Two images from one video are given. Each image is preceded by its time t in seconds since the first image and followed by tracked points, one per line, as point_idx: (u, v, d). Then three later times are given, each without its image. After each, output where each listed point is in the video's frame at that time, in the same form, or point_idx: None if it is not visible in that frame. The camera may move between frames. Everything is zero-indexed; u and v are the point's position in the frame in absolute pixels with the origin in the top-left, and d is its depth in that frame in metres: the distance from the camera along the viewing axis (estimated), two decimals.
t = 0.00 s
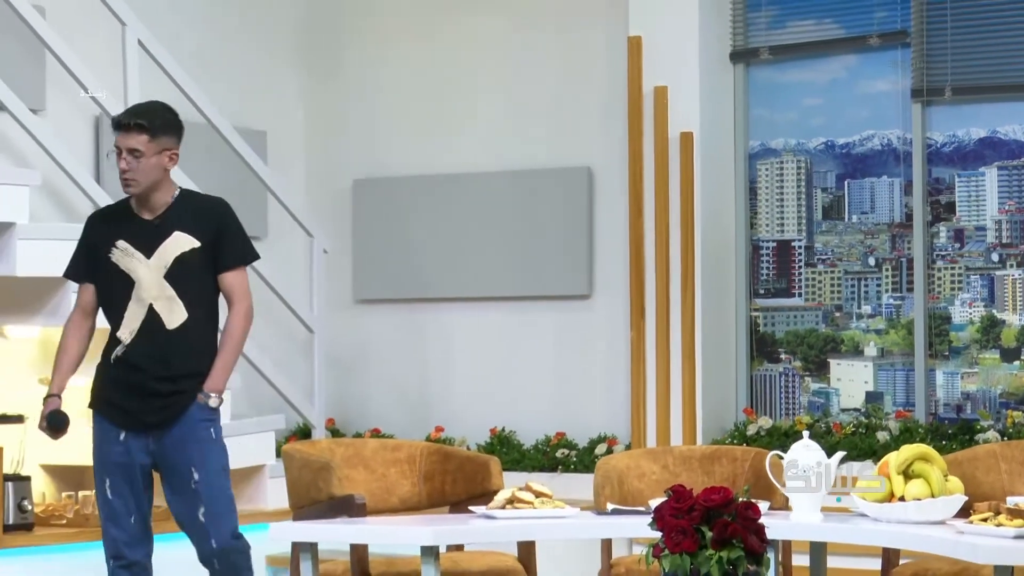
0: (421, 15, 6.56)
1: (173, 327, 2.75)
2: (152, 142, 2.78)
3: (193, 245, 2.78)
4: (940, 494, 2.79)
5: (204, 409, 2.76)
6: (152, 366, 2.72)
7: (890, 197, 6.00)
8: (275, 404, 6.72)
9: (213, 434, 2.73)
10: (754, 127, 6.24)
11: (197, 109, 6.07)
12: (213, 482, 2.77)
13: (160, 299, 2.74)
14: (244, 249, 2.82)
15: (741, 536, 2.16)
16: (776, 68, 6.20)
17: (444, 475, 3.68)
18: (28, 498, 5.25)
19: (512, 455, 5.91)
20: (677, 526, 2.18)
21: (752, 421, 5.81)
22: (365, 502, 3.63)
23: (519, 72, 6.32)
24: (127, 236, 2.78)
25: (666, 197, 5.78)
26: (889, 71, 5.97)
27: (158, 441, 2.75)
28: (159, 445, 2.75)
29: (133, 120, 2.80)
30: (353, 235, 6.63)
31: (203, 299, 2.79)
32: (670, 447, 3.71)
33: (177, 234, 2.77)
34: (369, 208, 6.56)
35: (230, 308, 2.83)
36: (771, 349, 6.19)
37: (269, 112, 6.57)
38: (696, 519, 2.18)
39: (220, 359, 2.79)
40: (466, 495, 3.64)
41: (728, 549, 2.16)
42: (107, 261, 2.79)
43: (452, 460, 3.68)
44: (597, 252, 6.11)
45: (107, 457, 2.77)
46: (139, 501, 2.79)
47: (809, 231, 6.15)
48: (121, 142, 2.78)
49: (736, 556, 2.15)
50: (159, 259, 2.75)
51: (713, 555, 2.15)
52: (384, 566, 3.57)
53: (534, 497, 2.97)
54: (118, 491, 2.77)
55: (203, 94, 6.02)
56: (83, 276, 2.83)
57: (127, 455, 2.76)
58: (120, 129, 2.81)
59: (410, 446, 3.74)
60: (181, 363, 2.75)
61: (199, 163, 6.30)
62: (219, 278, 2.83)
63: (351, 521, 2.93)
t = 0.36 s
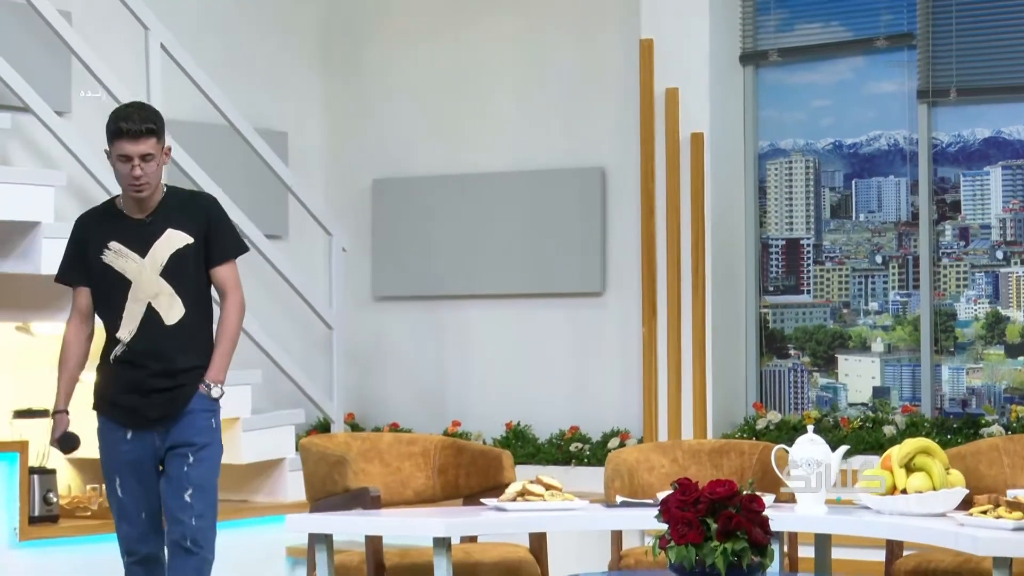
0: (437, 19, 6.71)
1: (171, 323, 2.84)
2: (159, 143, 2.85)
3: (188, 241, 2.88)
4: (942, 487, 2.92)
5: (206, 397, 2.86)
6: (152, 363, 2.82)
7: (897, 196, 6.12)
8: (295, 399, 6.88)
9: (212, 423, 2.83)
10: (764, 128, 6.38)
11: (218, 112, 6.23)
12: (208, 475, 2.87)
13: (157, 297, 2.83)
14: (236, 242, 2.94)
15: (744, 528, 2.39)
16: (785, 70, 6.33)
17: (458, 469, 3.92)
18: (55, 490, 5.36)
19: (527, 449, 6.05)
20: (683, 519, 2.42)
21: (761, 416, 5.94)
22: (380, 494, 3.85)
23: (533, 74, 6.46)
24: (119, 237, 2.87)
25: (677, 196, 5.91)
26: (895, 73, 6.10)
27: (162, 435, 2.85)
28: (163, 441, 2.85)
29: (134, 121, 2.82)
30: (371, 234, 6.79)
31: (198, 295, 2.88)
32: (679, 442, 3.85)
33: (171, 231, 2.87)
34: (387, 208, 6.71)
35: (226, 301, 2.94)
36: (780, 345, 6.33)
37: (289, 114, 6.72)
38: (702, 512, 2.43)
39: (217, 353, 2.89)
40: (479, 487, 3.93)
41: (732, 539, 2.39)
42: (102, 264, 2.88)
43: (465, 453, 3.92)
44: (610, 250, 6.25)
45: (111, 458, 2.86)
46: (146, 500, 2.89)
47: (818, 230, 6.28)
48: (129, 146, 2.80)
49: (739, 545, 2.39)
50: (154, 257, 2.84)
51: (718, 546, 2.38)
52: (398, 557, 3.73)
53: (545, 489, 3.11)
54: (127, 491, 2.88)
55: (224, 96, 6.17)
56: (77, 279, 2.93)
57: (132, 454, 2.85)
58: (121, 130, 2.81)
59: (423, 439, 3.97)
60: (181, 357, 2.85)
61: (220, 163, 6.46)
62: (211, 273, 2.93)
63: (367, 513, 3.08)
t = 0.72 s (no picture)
0: (451, 18, 6.86)
1: (169, 323, 2.99)
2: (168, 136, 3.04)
3: (189, 241, 3.02)
4: (941, 475, 3.06)
5: (200, 397, 3.00)
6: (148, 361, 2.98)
7: (901, 192, 6.25)
8: (313, 390, 7.04)
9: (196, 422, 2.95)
10: (772, 125, 6.51)
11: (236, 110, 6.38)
12: (194, 476, 2.99)
13: (155, 295, 2.99)
14: (238, 243, 3.07)
15: (746, 517, 2.70)
16: (792, 68, 6.47)
17: (470, 458, 4.10)
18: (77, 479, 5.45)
19: (539, 439, 6.20)
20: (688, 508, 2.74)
21: (768, 407, 6.07)
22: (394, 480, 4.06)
23: (545, 72, 6.60)
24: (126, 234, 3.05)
25: (686, 191, 6.04)
26: (900, 71, 6.23)
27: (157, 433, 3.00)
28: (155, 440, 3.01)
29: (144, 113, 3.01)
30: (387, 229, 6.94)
31: (200, 295, 3.02)
32: (688, 432, 4.00)
33: (173, 231, 3.02)
34: (402, 204, 6.86)
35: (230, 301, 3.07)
36: (787, 337, 6.47)
37: (307, 111, 6.87)
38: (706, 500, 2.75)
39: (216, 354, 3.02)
40: (491, 477, 4.07)
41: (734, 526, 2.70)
42: (111, 260, 3.05)
43: (478, 442, 4.10)
44: (621, 245, 6.38)
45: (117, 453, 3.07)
46: (150, 495, 3.06)
47: (824, 224, 6.41)
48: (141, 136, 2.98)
49: (739, 531, 2.70)
50: (155, 255, 3.00)
51: (719, 534, 2.69)
52: (409, 545, 3.90)
53: (553, 479, 3.26)
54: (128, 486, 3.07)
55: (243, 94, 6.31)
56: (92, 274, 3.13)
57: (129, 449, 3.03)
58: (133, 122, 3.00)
59: (437, 430, 4.17)
60: (177, 357, 2.99)
61: (239, 160, 6.61)
62: (215, 272, 3.07)
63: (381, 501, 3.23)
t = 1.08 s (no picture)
0: (468, 18, 7.00)
1: (179, 310, 3.13)
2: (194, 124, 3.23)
3: (203, 229, 3.15)
4: (945, 467, 3.18)
5: (208, 390, 3.12)
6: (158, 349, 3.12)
7: (910, 190, 6.38)
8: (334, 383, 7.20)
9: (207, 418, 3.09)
10: (782, 123, 6.64)
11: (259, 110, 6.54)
12: (207, 471, 3.12)
13: (166, 280, 3.14)
14: (252, 234, 3.19)
15: (753, 506, 2.85)
16: (802, 67, 6.60)
17: (486, 449, 4.26)
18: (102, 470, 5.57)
19: (555, 432, 6.35)
20: (695, 498, 2.89)
21: (779, 399, 6.21)
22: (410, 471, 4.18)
23: (561, 71, 6.74)
24: (142, 218, 3.20)
25: (699, 188, 6.17)
26: (908, 70, 6.36)
27: (167, 424, 3.14)
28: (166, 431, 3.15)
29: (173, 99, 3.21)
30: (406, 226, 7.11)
31: (210, 282, 3.16)
32: (699, 424, 4.14)
33: (187, 218, 3.15)
34: (422, 201, 7.02)
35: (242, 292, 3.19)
36: (798, 331, 6.60)
37: (327, 110, 7.02)
38: (713, 490, 2.90)
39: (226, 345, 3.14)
40: (506, 467, 4.26)
41: (741, 514, 2.85)
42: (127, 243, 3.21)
43: (493, 434, 4.27)
44: (635, 241, 6.52)
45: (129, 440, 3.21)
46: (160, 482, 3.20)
47: (834, 221, 6.55)
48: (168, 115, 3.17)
49: (747, 520, 2.86)
50: (168, 242, 3.14)
51: (727, 523, 2.84)
52: (427, 533, 4.05)
53: (565, 469, 3.42)
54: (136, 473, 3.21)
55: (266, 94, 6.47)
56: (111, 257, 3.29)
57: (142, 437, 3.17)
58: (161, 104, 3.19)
59: (452, 421, 4.30)
60: (187, 348, 3.12)
61: (262, 159, 6.77)
62: (230, 262, 3.19)
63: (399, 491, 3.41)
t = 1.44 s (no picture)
0: (485, 21, 7.16)
1: (204, 300, 3.17)
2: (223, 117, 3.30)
3: (230, 219, 3.21)
4: (947, 459, 3.32)
5: (231, 384, 3.18)
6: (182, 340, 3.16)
7: (917, 187, 6.52)
8: (353, 378, 7.36)
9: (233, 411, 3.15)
10: (793, 123, 6.78)
11: (280, 111, 6.69)
12: (226, 467, 3.19)
13: (191, 269, 3.18)
14: (277, 227, 3.26)
15: (759, 499, 3.00)
16: (812, 68, 6.73)
17: (500, 442, 4.40)
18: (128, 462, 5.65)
19: (570, 425, 6.50)
20: (702, 491, 3.03)
21: (789, 393, 6.35)
22: (425, 463, 4.35)
23: (576, 73, 6.88)
24: (166, 206, 3.24)
25: (710, 187, 6.31)
26: (916, 71, 6.49)
27: (185, 417, 3.19)
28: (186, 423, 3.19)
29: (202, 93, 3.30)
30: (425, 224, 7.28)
31: (235, 274, 3.21)
32: (708, 418, 4.29)
33: (214, 207, 3.21)
34: (441, 200, 7.18)
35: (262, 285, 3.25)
36: (807, 327, 6.74)
37: (347, 111, 7.18)
38: (719, 483, 3.05)
39: (248, 338, 3.21)
40: (520, 459, 4.38)
41: (748, 507, 3.00)
42: (150, 232, 3.25)
43: (507, 427, 4.41)
44: (648, 238, 6.67)
45: (140, 428, 3.22)
46: (164, 475, 3.22)
47: (843, 219, 6.69)
48: (197, 105, 3.25)
49: (752, 511, 3.00)
50: (194, 231, 3.19)
51: (733, 514, 2.99)
52: (442, 523, 4.20)
53: (576, 462, 3.57)
54: (143, 462, 3.22)
55: (286, 95, 6.62)
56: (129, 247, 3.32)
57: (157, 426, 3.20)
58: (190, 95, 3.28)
59: (467, 414, 4.45)
60: (210, 339, 3.17)
61: (283, 158, 6.92)
62: (253, 254, 3.25)
63: (415, 483, 3.56)
